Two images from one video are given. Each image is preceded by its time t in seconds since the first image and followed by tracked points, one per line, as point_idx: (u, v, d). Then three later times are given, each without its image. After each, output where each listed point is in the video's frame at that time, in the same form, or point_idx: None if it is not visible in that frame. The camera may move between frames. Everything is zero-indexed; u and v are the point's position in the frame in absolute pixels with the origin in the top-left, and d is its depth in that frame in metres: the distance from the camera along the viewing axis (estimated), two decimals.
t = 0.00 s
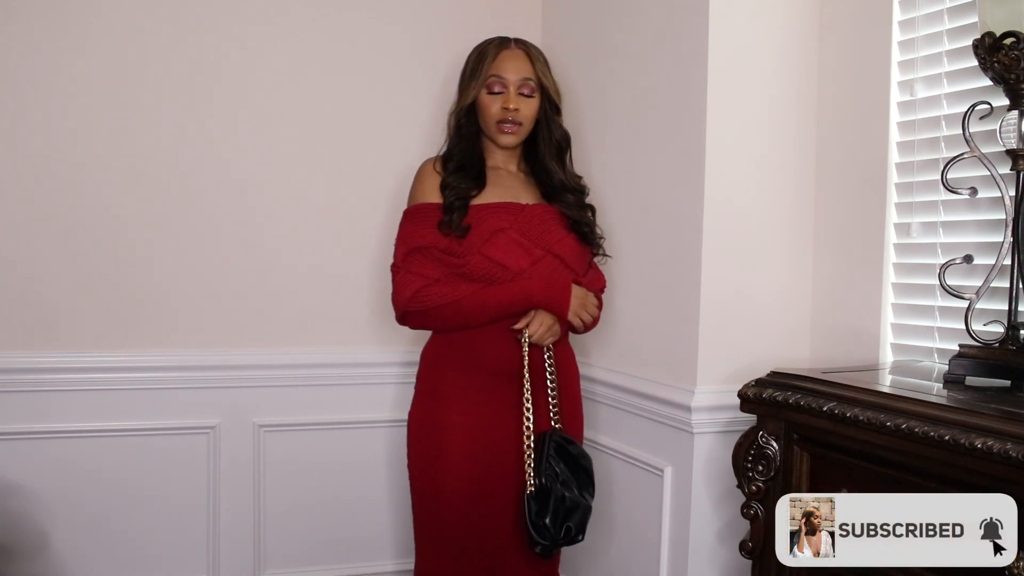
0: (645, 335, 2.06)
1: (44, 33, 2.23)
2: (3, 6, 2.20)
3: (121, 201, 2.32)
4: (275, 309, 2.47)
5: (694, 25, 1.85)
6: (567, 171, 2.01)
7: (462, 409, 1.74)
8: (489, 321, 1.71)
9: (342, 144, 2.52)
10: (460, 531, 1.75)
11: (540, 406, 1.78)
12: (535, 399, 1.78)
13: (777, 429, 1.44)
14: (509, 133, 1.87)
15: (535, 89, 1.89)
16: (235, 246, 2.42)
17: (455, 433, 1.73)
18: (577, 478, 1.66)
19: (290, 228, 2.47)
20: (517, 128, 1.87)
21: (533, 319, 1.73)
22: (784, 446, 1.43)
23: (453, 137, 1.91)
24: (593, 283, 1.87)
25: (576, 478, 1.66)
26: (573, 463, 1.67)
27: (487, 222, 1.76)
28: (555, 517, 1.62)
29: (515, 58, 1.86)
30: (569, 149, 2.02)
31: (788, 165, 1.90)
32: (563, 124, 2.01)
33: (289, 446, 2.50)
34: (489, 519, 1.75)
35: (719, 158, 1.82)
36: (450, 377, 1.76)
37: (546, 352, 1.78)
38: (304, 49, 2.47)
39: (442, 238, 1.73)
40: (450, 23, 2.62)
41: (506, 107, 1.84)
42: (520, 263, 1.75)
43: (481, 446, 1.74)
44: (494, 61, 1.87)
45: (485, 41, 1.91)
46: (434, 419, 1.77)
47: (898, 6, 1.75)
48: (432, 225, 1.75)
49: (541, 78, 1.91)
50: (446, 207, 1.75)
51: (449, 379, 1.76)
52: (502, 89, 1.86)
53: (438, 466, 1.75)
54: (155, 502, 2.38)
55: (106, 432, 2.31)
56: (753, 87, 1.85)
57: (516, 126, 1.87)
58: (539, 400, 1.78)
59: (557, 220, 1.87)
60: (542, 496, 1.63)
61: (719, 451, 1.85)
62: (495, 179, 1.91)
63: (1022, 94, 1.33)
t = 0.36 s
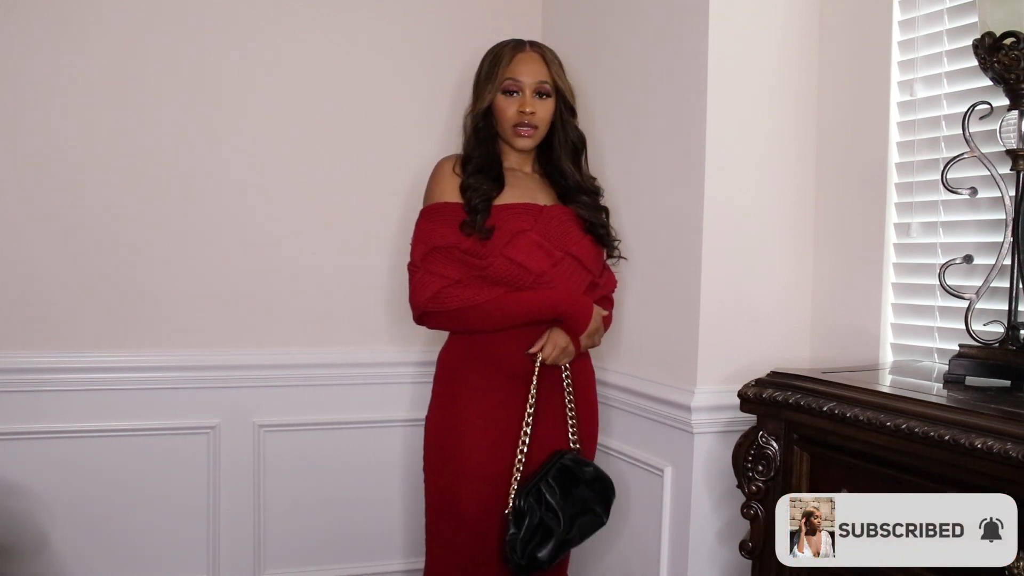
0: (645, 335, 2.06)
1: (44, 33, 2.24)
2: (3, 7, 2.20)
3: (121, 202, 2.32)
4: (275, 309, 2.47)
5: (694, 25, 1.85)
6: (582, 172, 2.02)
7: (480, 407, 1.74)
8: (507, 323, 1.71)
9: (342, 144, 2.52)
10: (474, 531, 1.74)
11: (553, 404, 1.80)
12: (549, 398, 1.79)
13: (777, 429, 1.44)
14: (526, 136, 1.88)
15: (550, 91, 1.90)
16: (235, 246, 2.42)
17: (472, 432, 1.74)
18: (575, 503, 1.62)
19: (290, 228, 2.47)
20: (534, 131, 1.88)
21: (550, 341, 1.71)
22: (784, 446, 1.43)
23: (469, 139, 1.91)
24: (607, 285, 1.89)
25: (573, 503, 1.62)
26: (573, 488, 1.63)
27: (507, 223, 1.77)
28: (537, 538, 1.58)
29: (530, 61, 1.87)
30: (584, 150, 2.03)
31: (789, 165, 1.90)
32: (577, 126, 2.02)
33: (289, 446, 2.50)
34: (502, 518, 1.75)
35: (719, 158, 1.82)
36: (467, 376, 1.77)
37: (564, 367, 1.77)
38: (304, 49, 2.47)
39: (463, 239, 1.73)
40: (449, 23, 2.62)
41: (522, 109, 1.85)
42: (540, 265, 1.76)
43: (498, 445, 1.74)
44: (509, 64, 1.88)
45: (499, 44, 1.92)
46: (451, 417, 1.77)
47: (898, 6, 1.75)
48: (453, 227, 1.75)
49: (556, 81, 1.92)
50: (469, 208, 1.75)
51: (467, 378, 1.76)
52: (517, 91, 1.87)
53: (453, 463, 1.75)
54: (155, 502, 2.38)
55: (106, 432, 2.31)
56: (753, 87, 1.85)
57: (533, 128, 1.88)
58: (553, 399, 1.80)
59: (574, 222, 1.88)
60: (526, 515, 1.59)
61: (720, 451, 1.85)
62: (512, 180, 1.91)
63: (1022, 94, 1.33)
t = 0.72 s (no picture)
0: (645, 335, 2.06)
1: (44, 33, 2.23)
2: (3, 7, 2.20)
3: (121, 202, 2.32)
4: (275, 309, 2.47)
5: (694, 24, 1.85)
6: (588, 174, 2.02)
7: (486, 409, 1.74)
8: (511, 326, 1.71)
9: (342, 144, 2.52)
10: (482, 532, 1.74)
11: (558, 405, 1.80)
12: (553, 399, 1.79)
13: (777, 429, 1.44)
14: (532, 139, 1.87)
15: (556, 94, 1.90)
16: (235, 246, 2.42)
17: (478, 433, 1.74)
18: (569, 507, 1.61)
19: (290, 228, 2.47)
20: (539, 134, 1.88)
21: (552, 352, 1.73)
22: (784, 446, 1.43)
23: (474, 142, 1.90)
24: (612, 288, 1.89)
25: (568, 506, 1.61)
26: (569, 492, 1.62)
27: (512, 225, 1.76)
28: (525, 535, 1.58)
29: (536, 64, 1.87)
30: (590, 153, 2.03)
31: (789, 165, 1.90)
32: (583, 128, 2.02)
33: (289, 446, 2.50)
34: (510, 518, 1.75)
35: (720, 158, 1.82)
36: (473, 378, 1.77)
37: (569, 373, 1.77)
38: (304, 48, 2.47)
39: (468, 241, 1.72)
40: (449, 23, 2.62)
41: (528, 113, 1.85)
42: (545, 267, 1.75)
43: (504, 445, 1.74)
44: (515, 66, 1.87)
45: (506, 45, 1.91)
46: (457, 419, 1.77)
47: (898, 6, 1.75)
48: (458, 229, 1.74)
49: (562, 84, 1.91)
50: (472, 210, 1.75)
51: (473, 380, 1.76)
52: (523, 94, 1.86)
53: (460, 465, 1.75)
54: (155, 502, 2.38)
55: (106, 432, 2.31)
56: (753, 87, 1.85)
57: (538, 131, 1.87)
58: (557, 399, 1.80)
59: (579, 223, 1.88)
60: (514, 509, 1.61)
61: (720, 451, 1.85)
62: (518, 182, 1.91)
63: (1022, 94, 1.33)
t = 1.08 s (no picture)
0: (645, 335, 2.06)
1: (44, 33, 2.23)
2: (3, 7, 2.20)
3: (121, 202, 2.32)
4: (275, 310, 2.47)
5: (694, 24, 1.85)
6: (590, 175, 2.02)
7: (487, 408, 1.75)
8: (509, 327, 1.71)
9: (342, 144, 2.52)
10: (484, 531, 1.74)
11: (559, 405, 1.79)
12: (554, 399, 1.79)
13: (777, 429, 1.44)
14: (533, 140, 1.87)
15: (558, 95, 1.89)
16: (234, 246, 2.42)
17: (479, 432, 1.74)
18: (587, 506, 1.62)
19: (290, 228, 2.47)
20: (541, 135, 1.88)
21: (547, 353, 1.71)
22: (784, 446, 1.43)
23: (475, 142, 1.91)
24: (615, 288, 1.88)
25: (585, 505, 1.62)
26: (584, 491, 1.62)
27: (511, 226, 1.76)
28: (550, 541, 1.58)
29: (536, 64, 1.87)
30: (592, 153, 2.03)
31: (789, 165, 1.90)
32: (585, 128, 2.02)
33: (289, 446, 2.50)
34: (513, 517, 1.75)
35: (720, 158, 1.82)
36: (474, 377, 1.77)
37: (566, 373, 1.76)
38: (303, 49, 2.47)
39: (467, 241, 1.73)
40: (449, 23, 2.62)
41: (529, 114, 1.85)
42: (543, 268, 1.75)
43: (506, 444, 1.74)
44: (517, 67, 1.87)
45: (508, 46, 1.91)
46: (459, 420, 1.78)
47: (898, 6, 1.75)
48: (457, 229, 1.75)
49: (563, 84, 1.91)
50: (471, 211, 1.75)
51: (475, 379, 1.77)
52: (525, 95, 1.86)
53: (462, 464, 1.75)
54: (154, 503, 2.38)
55: (106, 432, 2.31)
56: (753, 87, 1.85)
57: (539, 132, 1.87)
58: (558, 399, 1.79)
59: (580, 223, 1.87)
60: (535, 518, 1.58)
61: (720, 451, 1.85)
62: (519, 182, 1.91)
63: (1022, 94, 1.33)
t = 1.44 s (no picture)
0: (645, 335, 2.06)
1: (44, 33, 2.23)
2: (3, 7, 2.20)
3: (122, 202, 2.32)
4: (276, 309, 2.47)
5: (694, 24, 1.85)
6: (589, 174, 2.01)
7: (486, 409, 1.75)
8: (508, 327, 1.71)
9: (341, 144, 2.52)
10: (482, 531, 1.74)
11: (559, 405, 1.79)
12: (553, 399, 1.79)
13: (777, 429, 1.44)
14: (532, 140, 1.87)
15: (557, 95, 1.89)
16: (234, 246, 2.42)
17: (478, 433, 1.74)
18: (591, 506, 1.62)
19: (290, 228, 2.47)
20: (540, 135, 1.87)
21: (547, 354, 1.71)
22: (784, 446, 1.43)
23: (475, 142, 1.91)
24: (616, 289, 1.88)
25: (589, 505, 1.62)
26: (586, 491, 1.63)
27: (509, 225, 1.76)
28: (556, 542, 1.59)
29: (535, 65, 1.86)
30: (591, 153, 2.02)
31: (789, 166, 1.90)
32: (584, 128, 2.01)
33: (289, 446, 2.50)
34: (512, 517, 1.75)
35: (720, 158, 1.82)
36: (473, 377, 1.77)
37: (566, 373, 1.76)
38: (303, 48, 2.47)
39: (466, 241, 1.73)
40: (449, 23, 2.62)
41: (528, 114, 1.85)
42: (541, 267, 1.75)
43: (505, 444, 1.75)
44: (516, 67, 1.87)
45: (507, 46, 1.91)
46: (458, 420, 1.78)
47: (898, 6, 1.75)
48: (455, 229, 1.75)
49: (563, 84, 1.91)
50: (469, 210, 1.75)
51: (474, 379, 1.77)
52: (524, 95, 1.86)
53: (461, 464, 1.75)
54: (154, 503, 2.38)
55: (106, 432, 2.31)
56: (753, 87, 1.85)
57: (538, 132, 1.87)
58: (559, 399, 1.79)
59: (580, 222, 1.87)
60: (539, 520, 1.60)
61: (719, 451, 1.85)
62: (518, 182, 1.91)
63: (1023, 94, 1.33)
